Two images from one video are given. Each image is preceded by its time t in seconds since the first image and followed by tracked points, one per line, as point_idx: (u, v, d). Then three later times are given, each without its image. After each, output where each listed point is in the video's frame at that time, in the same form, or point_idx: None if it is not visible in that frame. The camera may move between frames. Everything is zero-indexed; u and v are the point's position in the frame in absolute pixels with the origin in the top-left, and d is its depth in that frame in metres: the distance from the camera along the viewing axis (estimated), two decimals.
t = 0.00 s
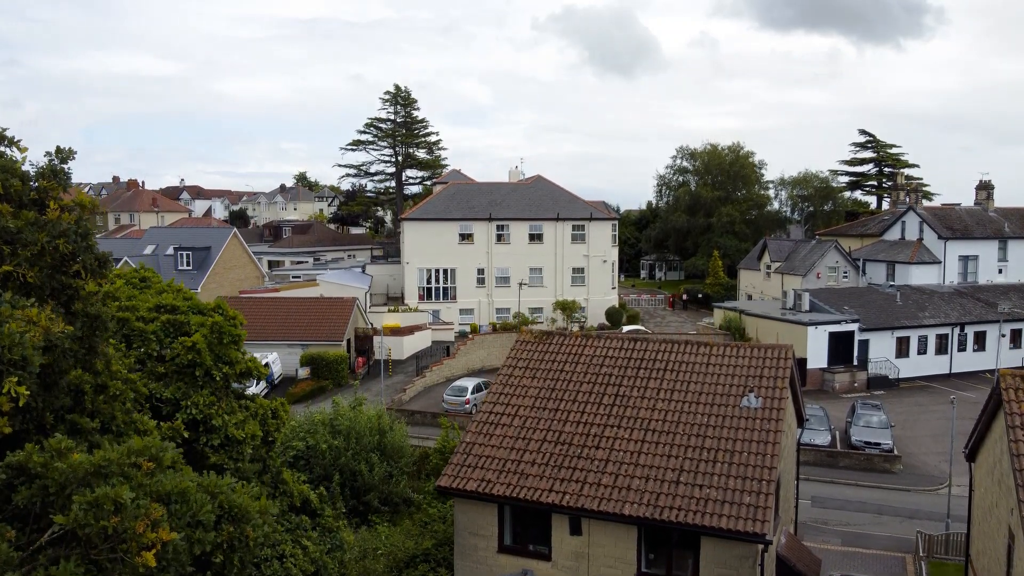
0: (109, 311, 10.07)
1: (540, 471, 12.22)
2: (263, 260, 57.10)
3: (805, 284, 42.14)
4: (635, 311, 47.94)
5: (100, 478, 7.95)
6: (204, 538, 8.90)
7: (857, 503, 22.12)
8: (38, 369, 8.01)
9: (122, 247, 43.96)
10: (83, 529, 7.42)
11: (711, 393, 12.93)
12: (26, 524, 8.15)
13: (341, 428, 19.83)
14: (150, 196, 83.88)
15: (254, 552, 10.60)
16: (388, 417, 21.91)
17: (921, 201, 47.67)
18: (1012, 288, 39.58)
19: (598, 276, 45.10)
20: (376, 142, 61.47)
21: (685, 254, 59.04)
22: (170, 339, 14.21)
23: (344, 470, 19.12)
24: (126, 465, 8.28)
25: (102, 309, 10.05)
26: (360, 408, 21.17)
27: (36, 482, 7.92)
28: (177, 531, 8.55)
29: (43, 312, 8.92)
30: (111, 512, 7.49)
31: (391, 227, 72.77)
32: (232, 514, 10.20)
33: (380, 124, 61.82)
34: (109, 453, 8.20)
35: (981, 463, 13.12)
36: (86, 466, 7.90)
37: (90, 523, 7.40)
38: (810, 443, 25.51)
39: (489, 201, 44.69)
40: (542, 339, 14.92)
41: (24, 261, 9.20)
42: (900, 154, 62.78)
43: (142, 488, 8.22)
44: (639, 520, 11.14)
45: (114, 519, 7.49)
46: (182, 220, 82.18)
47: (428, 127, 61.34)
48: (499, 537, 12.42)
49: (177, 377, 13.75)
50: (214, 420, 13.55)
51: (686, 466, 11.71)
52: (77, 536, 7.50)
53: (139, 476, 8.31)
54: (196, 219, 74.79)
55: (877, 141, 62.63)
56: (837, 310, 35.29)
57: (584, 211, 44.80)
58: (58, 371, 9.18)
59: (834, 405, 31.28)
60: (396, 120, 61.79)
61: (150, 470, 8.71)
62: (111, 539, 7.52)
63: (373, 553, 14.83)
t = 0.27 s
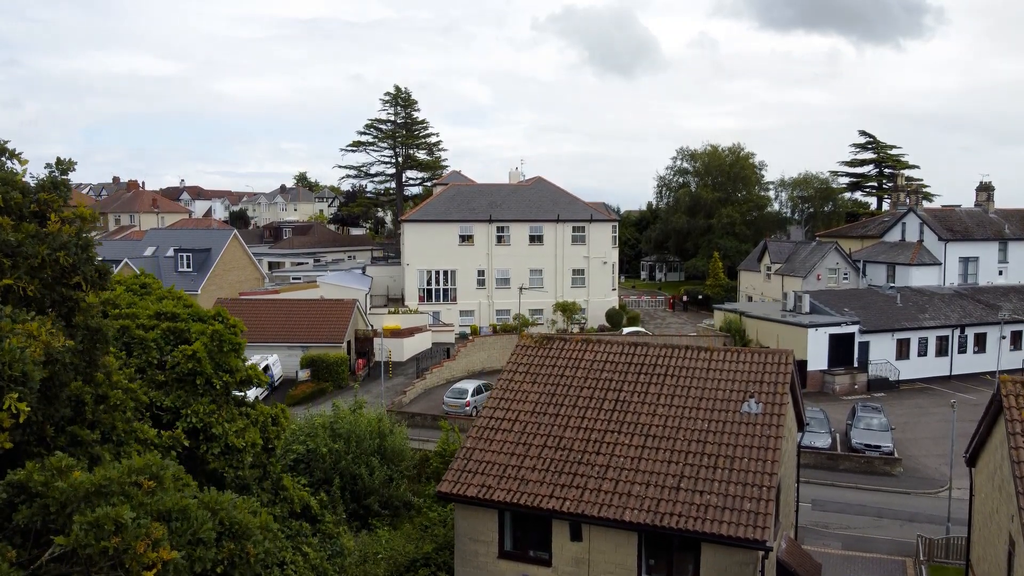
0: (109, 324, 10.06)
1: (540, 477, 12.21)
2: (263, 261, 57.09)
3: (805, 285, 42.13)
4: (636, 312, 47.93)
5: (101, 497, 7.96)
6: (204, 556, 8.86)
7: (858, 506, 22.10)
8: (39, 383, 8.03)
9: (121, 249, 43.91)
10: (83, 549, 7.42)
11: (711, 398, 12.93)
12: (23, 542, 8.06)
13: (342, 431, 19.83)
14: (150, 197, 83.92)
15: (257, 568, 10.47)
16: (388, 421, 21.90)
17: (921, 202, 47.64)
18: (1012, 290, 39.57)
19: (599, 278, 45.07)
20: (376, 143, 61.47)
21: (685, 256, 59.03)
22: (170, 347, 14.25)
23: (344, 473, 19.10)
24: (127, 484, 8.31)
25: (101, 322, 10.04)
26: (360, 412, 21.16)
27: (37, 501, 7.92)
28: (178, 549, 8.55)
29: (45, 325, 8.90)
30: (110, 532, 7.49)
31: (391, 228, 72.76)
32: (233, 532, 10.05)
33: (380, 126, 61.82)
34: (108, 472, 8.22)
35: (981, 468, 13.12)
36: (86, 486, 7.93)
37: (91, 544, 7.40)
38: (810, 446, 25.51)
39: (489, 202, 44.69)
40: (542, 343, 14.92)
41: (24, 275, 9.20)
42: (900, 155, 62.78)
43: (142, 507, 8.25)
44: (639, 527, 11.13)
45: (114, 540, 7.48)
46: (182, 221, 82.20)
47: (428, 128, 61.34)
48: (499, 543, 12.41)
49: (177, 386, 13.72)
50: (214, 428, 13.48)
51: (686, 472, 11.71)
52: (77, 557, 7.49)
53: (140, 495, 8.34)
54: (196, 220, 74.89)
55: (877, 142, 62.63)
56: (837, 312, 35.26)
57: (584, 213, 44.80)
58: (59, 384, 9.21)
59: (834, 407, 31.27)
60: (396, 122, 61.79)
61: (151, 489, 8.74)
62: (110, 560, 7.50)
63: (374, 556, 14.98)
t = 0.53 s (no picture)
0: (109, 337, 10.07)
1: (540, 482, 12.21)
2: (263, 262, 57.08)
3: (805, 287, 42.12)
4: (636, 314, 47.93)
5: (102, 516, 7.97)
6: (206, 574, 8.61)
7: (858, 510, 22.09)
8: (39, 398, 8.02)
9: (122, 250, 43.93)
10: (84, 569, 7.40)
11: (711, 403, 12.93)
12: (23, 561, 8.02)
13: (342, 435, 19.82)
14: (151, 197, 83.94)
15: None
16: (389, 424, 21.90)
17: (921, 204, 47.63)
18: (1012, 292, 39.57)
19: (599, 279, 45.05)
20: (376, 144, 61.47)
21: (685, 257, 59.04)
22: (170, 354, 14.36)
23: (344, 477, 19.07)
24: (128, 503, 8.30)
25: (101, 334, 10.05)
26: (360, 415, 21.16)
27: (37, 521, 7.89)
28: (178, 567, 8.38)
29: (45, 340, 8.90)
30: (112, 552, 7.49)
31: (391, 229, 72.74)
32: (233, 547, 9.89)
33: (380, 127, 61.82)
34: (109, 491, 8.20)
35: (982, 474, 13.12)
36: (87, 505, 7.93)
37: (91, 564, 7.39)
38: (810, 448, 25.50)
39: (489, 204, 44.69)
40: (543, 348, 14.94)
41: (24, 288, 9.20)
42: (900, 156, 62.78)
43: (144, 526, 8.22)
44: (640, 533, 11.12)
45: (116, 560, 7.46)
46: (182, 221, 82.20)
47: (428, 129, 61.33)
48: (500, 548, 12.41)
49: (178, 395, 13.72)
50: (214, 436, 13.45)
51: (687, 478, 11.71)
52: None
53: (141, 514, 8.32)
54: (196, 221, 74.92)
55: (877, 142, 62.63)
56: (837, 314, 35.25)
57: (584, 214, 44.79)
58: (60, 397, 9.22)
59: (834, 409, 31.26)
60: (396, 122, 61.79)
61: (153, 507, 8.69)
62: None
63: (374, 561, 14.95)
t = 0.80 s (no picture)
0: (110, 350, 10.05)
1: (541, 488, 12.21)
2: (263, 263, 57.06)
3: (805, 288, 42.10)
4: (636, 315, 47.93)
5: (101, 535, 8.00)
6: None
7: (858, 513, 22.08)
8: (40, 414, 8.01)
9: (122, 252, 43.89)
10: None
11: (712, 409, 12.93)
12: None
13: (342, 438, 19.82)
14: (151, 198, 83.89)
15: None
16: (389, 427, 21.90)
17: (922, 205, 47.64)
18: (1012, 293, 39.57)
19: (599, 281, 45.05)
20: (376, 145, 61.47)
21: (685, 258, 59.04)
22: (170, 361, 14.36)
23: (344, 480, 19.05)
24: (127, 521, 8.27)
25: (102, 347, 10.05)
26: (360, 418, 21.15)
27: (37, 541, 7.94)
28: None
29: (46, 355, 8.88)
30: (110, 572, 7.48)
31: (391, 230, 72.73)
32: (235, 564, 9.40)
33: (380, 128, 61.83)
34: (109, 510, 8.19)
35: (982, 479, 13.15)
36: (86, 524, 7.99)
37: None
38: (810, 451, 25.50)
39: (489, 205, 44.68)
40: (543, 352, 14.95)
41: (23, 302, 9.19)
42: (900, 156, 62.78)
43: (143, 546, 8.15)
44: (640, 539, 11.12)
45: None
46: (182, 222, 82.15)
47: (428, 130, 61.33)
48: (500, 554, 12.40)
49: (178, 403, 13.71)
50: (214, 445, 13.39)
51: (687, 483, 11.71)
52: None
53: (141, 532, 8.27)
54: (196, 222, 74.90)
55: (877, 143, 62.64)
56: (837, 316, 35.25)
57: (584, 215, 44.79)
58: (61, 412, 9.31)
59: (834, 411, 31.25)
60: (396, 123, 61.80)
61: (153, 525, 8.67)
62: None
63: (374, 565, 14.88)
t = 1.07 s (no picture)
0: (110, 362, 10.03)
1: (541, 493, 12.20)
2: (263, 264, 57.04)
3: (806, 290, 42.09)
4: (636, 316, 47.93)
5: (102, 556, 8.02)
6: None
7: (859, 516, 22.07)
8: (40, 428, 8.04)
9: (123, 253, 43.84)
10: None
11: (712, 415, 12.93)
12: None
13: (342, 442, 19.82)
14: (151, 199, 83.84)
15: None
16: (389, 430, 21.91)
17: (922, 206, 47.65)
18: (1012, 295, 39.59)
19: (599, 282, 45.05)
20: (376, 146, 61.47)
21: (685, 259, 59.05)
22: (170, 369, 14.23)
23: (344, 484, 19.03)
24: (128, 541, 8.29)
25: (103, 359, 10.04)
26: (359, 421, 21.15)
27: (36, 559, 7.91)
28: None
29: (47, 369, 8.88)
30: None
31: (391, 230, 72.73)
32: None
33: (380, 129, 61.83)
34: (109, 528, 8.24)
35: (982, 485, 13.15)
36: (87, 543, 7.98)
37: None
38: (810, 454, 25.51)
39: (489, 207, 44.69)
40: (543, 357, 14.94)
41: (24, 315, 9.22)
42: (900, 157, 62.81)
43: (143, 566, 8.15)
44: (640, 545, 11.11)
45: None
46: (183, 223, 82.10)
47: (428, 131, 61.34)
48: (500, 560, 12.40)
49: (178, 411, 13.72)
50: (214, 453, 13.41)
51: (687, 490, 11.71)
52: None
53: (141, 552, 8.27)
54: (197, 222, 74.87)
55: (877, 145, 62.65)
56: (837, 318, 35.25)
57: (584, 217, 44.81)
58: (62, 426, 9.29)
59: (834, 414, 31.24)
60: (396, 124, 61.82)
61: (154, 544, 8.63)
62: None
63: (375, 569, 14.86)
